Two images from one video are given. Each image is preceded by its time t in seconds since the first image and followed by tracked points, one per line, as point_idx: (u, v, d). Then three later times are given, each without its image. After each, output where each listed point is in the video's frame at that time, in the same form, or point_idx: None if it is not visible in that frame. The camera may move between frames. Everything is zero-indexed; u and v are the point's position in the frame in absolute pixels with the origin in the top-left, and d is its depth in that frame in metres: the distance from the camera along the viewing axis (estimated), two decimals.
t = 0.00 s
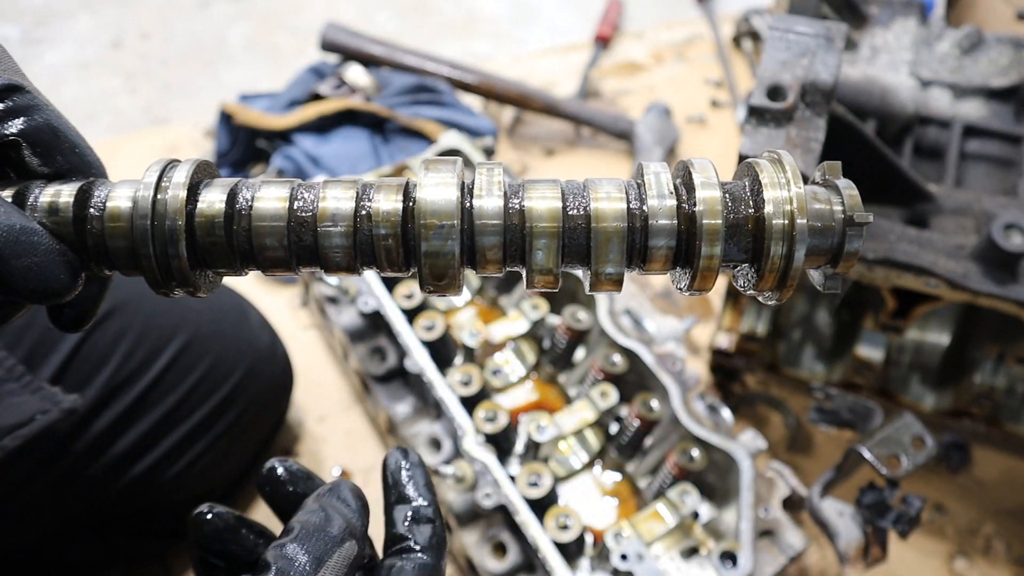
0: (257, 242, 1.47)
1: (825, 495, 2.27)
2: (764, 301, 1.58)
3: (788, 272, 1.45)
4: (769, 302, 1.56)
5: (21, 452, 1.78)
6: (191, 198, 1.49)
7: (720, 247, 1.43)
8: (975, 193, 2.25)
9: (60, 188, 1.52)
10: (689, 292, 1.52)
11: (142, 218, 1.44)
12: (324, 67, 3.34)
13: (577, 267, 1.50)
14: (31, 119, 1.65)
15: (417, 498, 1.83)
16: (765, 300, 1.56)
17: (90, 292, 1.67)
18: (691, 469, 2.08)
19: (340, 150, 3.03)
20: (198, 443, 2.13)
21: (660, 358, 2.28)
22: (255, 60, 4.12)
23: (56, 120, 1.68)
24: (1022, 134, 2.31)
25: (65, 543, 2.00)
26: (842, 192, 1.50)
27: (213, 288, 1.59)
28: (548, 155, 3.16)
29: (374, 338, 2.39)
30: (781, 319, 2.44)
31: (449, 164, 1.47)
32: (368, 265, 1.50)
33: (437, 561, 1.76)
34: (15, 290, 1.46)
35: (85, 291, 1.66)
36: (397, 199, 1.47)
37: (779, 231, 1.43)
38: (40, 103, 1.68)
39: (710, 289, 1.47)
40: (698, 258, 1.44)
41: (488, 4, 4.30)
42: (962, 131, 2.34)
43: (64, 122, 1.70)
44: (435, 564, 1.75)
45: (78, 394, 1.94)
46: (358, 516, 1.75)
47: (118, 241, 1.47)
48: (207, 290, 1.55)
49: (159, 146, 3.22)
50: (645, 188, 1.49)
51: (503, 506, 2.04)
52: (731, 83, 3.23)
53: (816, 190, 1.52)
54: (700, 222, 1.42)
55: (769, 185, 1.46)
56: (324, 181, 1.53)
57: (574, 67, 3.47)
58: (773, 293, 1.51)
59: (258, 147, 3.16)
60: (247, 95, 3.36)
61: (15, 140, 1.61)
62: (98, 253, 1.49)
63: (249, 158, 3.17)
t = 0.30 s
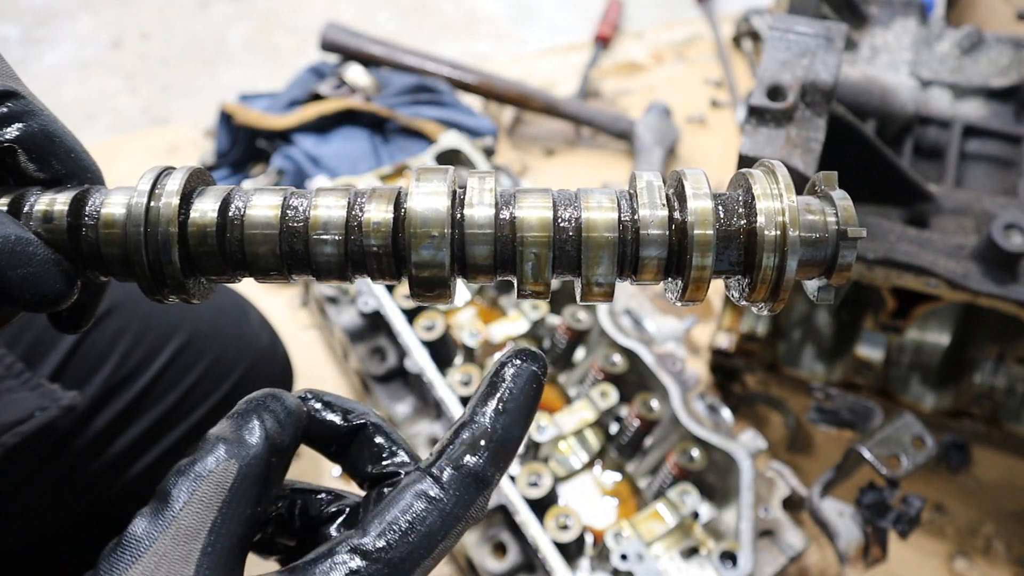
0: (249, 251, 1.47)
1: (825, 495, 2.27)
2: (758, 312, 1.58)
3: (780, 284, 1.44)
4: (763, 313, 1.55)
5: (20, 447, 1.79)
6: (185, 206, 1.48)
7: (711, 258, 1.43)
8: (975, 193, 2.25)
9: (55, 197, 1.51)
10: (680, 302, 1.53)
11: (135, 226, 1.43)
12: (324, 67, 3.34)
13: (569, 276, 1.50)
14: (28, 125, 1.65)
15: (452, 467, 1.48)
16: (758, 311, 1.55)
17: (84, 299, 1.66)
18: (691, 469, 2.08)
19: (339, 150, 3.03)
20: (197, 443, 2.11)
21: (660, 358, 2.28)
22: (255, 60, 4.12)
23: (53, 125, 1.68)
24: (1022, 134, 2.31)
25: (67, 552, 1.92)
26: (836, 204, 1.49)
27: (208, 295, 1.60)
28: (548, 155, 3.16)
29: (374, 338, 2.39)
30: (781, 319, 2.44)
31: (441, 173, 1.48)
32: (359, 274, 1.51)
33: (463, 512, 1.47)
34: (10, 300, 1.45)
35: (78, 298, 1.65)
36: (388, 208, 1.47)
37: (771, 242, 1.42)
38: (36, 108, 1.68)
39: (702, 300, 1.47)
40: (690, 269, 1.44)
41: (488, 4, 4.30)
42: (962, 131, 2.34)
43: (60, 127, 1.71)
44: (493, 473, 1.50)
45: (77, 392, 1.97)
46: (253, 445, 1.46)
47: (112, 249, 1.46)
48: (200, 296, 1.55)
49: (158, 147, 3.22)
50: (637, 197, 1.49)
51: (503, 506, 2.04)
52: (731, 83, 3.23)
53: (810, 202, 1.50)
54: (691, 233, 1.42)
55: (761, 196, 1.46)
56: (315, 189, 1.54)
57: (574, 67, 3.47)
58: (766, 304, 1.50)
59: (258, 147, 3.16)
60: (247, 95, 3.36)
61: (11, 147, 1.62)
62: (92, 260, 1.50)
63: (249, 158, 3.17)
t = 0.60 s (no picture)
0: (249, 256, 1.47)
1: (825, 495, 2.27)
2: (760, 314, 1.58)
3: (783, 286, 1.44)
4: (766, 315, 1.55)
5: (20, 447, 1.79)
6: (185, 212, 1.49)
7: (713, 261, 1.43)
8: (974, 193, 2.25)
9: (54, 204, 1.51)
10: (682, 306, 1.53)
11: (134, 232, 1.44)
12: (324, 67, 3.34)
13: (570, 279, 1.50)
14: (27, 131, 1.65)
15: (468, 459, 1.46)
16: (761, 313, 1.55)
17: (85, 305, 1.65)
18: (691, 469, 2.08)
19: (339, 149, 3.03)
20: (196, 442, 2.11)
21: (660, 357, 2.27)
22: (255, 60, 4.12)
23: (51, 131, 1.68)
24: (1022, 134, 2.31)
25: (70, 550, 1.95)
26: (838, 205, 1.48)
27: (206, 299, 1.60)
28: (548, 155, 3.15)
29: (374, 338, 2.40)
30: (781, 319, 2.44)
31: (441, 178, 1.48)
32: (358, 278, 1.51)
33: (482, 505, 1.46)
34: (10, 307, 1.46)
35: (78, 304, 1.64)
36: (388, 213, 1.47)
37: (772, 244, 1.42)
38: (34, 114, 1.68)
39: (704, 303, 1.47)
40: (692, 272, 1.44)
41: (488, 4, 4.30)
42: (962, 131, 2.34)
43: (59, 133, 1.71)
44: (512, 465, 1.48)
45: (77, 392, 1.96)
46: (264, 435, 1.44)
47: (112, 254, 1.46)
48: (200, 301, 1.55)
49: (158, 147, 3.22)
50: (638, 202, 1.49)
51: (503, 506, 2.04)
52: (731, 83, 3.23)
53: (811, 203, 1.50)
54: (693, 235, 1.42)
55: (764, 198, 1.46)
56: (315, 193, 1.54)
57: (574, 66, 3.46)
58: (768, 306, 1.50)
59: (259, 147, 3.15)
60: (247, 95, 3.36)
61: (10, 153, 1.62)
62: (92, 265, 1.50)
63: (249, 158, 3.17)
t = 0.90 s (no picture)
0: (247, 265, 1.47)
1: (825, 495, 2.27)
2: (760, 327, 1.57)
3: (782, 298, 1.44)
4: (766, 327, 1.55)
5: (20, 446, 1.79)
6: (183, 219, 1.49)
7: (712, 272, 1.43)
8: (974, 193, 2.25)
9: (52, 211, 1.51)
10: (681, 317, 1.52)
11: (132, 240, 1.44)
12: (324, 67, 3.34)
13: (569, 289, 1.50)
14: (25, 137, 1.64)
15: (470, 449, 1.54)
16: (761, 325, 1.55)
17: (84, 311, 1.65)
18: (691, 469, 2.08)
19: (339, 150, 3.03)
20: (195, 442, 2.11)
21: (660, 358, 2.27)
22: (255, 60, 4.12)
23: (50, 137, 1.68)
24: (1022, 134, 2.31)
25: (69, 551, 1.95)
26: (838, 216, 1.48)
27: (205, 307, 1.60)
28: (548, 155, 3.15)
29: (374, 338, 2.40)
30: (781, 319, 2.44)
31: (439, 187, 1.48)
32: (357, 287, 1.51)
33: (485, 494, 1.54)
34: (8, 314, 1.46)
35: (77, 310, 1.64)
36: (386, 222, 1.47)
37: (772, 255, 1.42)
38: (34, 120, 1.68)
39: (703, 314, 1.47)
40: (691, 283, 1.44)
41: (488, 4, 4.30)
42: (962, 131, 2.34)
43: (58, 139, 1.70)
44: (513, 453, 1.57)
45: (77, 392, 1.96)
46: (279, 429, 1.45)
47: (110, 262, 1.47)
48: (198, 309, 1.55)
49: (158, 147, 3.22)
50: (638, 212, 1.49)
51: (503, 506, 2.04)
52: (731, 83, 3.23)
53: (811, 215, 1.50)
54: (692, 247, 1.42)
55: (763, 209, 1.46)
56: (314, 202, 1.54)
57: (574, 67, 3.46)
58: (768, 318, 1.50)
59: (259, 147, 3.16)
60: (247, 95, 3.36)
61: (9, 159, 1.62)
62: (90, 272, 1.50)
63: (249, 158, 3.17)
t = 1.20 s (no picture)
0: (243, 272, 1.47)
1: (825, 495, 2.27)
2: (756, 338, 1.57)
3: (777, 309, 1.44)
4: (762, 339, 1.54)
5: (20, 446, 1.79)
6: (179, 226, 1.49)
7: (708, 282, 1.43)
8: (975, 193, 2.25)
9: (50, 216, 1.51)
10: (677, 327, 1.52)
11: (129, 246, 1.43)
12: (324, 67, 3.34)
13: (565, 299, 1.50)
14: (23, 142, 1.66)
15: (458, 441, 1.45)
16: (757, 336, 1.55)
17: (79, 317, 1.65)
18: (691, 469, 2.08)
19: (339, 150, 3.02)
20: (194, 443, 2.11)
21: (659, 358, 2.27)
22: (255, 60, 4.12)
23: (48, 142, 1.69)
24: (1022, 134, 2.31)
25: (74, 552, 1.96)
26: (834, 228, 1.48)
27: (201, 314, 1.59)
28: (549, 155, 3.15)
29: (374, 338, 2.40)
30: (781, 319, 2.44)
31: (436, 197, 1.49)
32: (353, 294, 1.51)
33: (473, 486, 1.46)
34: (4, 319, 1.47)
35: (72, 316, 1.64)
36: (382, 231, 1.47)
37: (767, 266, 1.42)
38: (32, 125, 1.69)
39: (698, 325, 1.47)
40: (686, 293, 1.44)
41: (488, 5, 4.30)
42: (962, 131, 2.34)
43: (56, 143, 1.71)
44: (502, 446, 1.47)
45: (77, 391, 1.97)
46: (262, 422, 1.44)
47: (106, 268, 1.47)
48: (194, 316, 1.55)
49: (158, 148, 3.22)
50: (634, 222, 1.49)
51: (503, 506, 2.04)
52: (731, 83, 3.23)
53: (808, 226, 1.50)
54: (688, 257, 1.42)
55: (759, 220, 1.46)
56: (310, 209, 1.53)
57: (574, 66, 3.47)
58: (764, 329, 1.50)
59: (258, 147, 3.16)
60: (247, 95, 3.36)
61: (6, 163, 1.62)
62: (86, 278, 1.50)
63: (249, 158, 3.17)
